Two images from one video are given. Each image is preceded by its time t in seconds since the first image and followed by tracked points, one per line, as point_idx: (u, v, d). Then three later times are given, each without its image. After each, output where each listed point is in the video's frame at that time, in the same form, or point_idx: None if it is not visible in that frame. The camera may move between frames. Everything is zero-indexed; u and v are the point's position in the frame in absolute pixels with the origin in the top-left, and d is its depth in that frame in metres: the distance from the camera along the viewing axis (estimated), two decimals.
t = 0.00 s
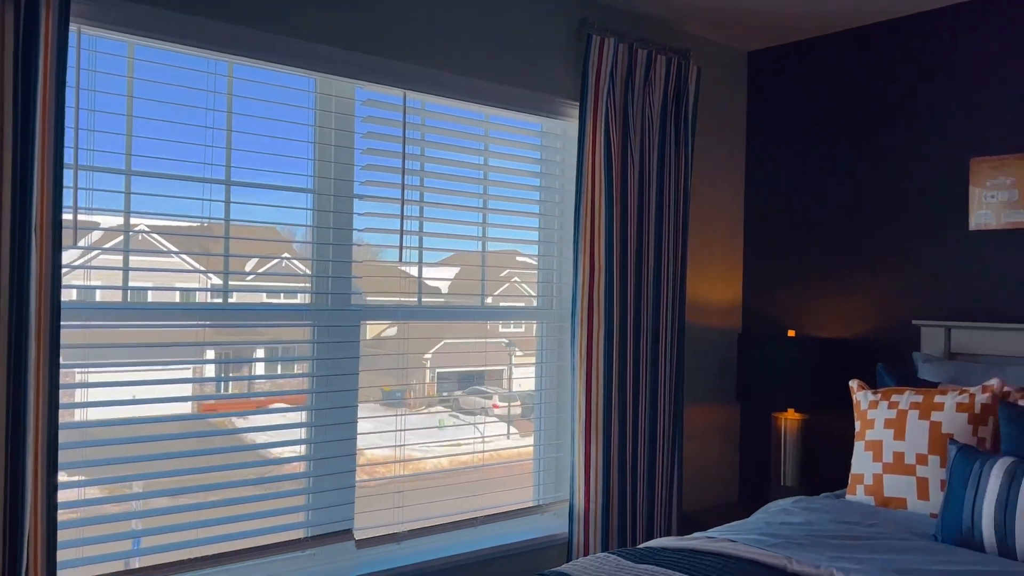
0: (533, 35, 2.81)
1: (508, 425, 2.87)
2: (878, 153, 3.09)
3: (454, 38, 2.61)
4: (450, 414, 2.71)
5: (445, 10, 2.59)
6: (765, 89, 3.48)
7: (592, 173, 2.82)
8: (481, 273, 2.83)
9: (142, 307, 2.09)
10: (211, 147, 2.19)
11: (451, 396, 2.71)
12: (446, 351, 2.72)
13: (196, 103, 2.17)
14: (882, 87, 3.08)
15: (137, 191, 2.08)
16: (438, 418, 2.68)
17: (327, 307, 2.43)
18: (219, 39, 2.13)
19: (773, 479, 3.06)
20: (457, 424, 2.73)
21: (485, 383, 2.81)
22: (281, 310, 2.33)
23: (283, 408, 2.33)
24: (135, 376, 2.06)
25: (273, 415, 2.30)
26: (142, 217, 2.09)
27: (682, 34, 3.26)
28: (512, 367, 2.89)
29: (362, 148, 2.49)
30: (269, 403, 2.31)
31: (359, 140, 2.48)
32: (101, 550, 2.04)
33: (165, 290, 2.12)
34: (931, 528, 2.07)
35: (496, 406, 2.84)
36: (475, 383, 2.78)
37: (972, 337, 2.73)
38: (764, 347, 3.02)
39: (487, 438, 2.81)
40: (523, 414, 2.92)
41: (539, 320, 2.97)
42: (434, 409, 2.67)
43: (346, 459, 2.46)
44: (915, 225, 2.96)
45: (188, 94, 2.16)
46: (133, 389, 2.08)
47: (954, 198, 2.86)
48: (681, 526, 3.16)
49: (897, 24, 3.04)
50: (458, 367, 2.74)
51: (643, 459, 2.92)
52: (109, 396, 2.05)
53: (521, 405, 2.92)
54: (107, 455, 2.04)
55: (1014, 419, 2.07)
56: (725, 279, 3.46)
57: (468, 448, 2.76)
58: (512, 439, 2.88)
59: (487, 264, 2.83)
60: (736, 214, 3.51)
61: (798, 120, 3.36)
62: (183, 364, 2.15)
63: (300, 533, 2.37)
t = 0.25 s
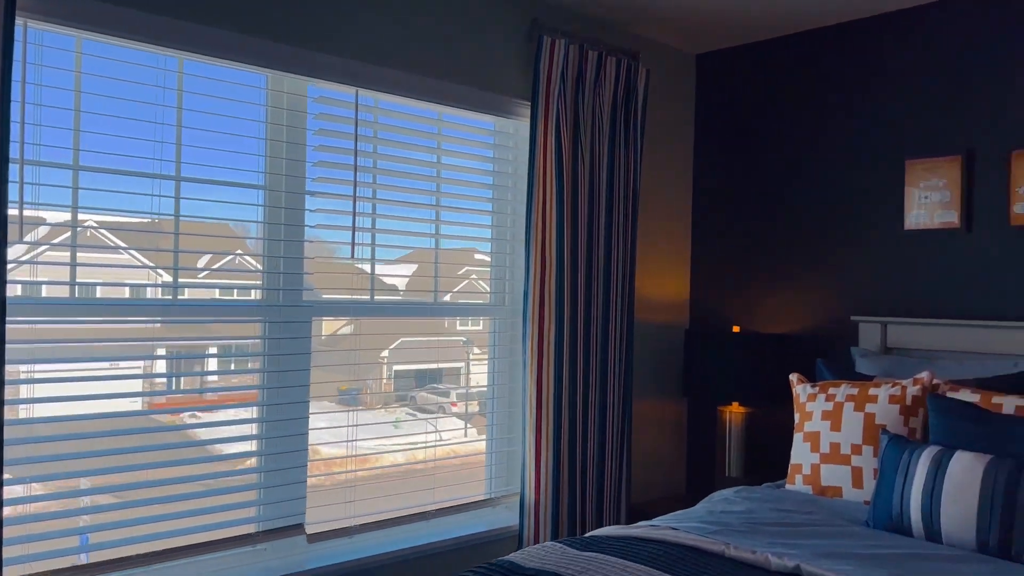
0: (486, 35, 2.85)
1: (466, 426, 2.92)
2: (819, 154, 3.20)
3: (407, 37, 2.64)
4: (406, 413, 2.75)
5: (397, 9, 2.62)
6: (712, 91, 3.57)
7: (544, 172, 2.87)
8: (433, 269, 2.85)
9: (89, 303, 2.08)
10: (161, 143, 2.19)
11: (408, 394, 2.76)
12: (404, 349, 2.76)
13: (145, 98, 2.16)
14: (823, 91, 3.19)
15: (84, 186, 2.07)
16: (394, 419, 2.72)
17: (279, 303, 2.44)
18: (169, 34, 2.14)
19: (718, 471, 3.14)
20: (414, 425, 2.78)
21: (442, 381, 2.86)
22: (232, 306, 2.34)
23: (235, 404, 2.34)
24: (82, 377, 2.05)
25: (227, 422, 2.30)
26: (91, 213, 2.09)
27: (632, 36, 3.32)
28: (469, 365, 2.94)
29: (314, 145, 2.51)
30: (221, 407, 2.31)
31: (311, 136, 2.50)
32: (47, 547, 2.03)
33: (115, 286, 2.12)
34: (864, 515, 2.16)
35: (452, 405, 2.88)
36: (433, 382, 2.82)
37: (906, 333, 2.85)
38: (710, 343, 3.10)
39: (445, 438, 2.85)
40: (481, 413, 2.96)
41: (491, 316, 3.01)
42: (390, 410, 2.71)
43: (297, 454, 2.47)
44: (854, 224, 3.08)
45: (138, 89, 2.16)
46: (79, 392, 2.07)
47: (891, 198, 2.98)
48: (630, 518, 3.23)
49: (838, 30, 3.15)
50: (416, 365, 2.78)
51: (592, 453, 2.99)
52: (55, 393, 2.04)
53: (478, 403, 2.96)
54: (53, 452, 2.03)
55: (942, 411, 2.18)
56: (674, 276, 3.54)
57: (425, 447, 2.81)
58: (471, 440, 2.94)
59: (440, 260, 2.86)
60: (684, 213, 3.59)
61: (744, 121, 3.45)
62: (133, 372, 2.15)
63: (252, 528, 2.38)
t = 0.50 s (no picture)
0: (430, 35, 2.89)
1: (408, 422, 2.95)
2: (751, 155, 3.33)
3: (351, 35, 2.67)
4: (349, 413, 2.78)
5: (342, 7, 2.65)
6: (650, 92, 3.67)
7: (487, 170, 2.93)
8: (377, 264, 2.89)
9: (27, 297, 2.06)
10: (102, 136, 2.19)
11: (350, 393, 2.78)
12: (347, 347, 2.78)
13: (86, 92, 2.15)
14: (755, 94, 3.32)
15: (23, 179, 2.05)
16: (336, 418, 2.74)
17: (222, 297, 2.45)
18: (111, 28, 2.13)
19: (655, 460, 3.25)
20: (357, 422, 2.81)
21: (387, 380, 2.89)
22: (174, 300, 2.34)
23: (178, 398, 2.34)
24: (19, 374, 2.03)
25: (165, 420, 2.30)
26: (29, 206, 2.07)
27: (573, 38, 3.40)
28: (413, 363, 2.98)
29: (258, 140, 2.52)
30: (159, 404, 2.30)
31: (255, 132, 2.51)
32: None
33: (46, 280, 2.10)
34: (790, 498, 2.28)
35: (395, 403, 2.91)
36: (376, 380, 2.86)
37: (832, 326, 2.99)
38: (647, 337, 3.21)
39: (387, 436, 2.88)
40: (423, 411, 3.00)
41: (435, 311, 3.05)
42: (332, 409, 2.73)
43: (241, 448, 2.49)
44: (784, 222, 3.21)
45: (78, 82, 2.15)
46: (13, 389, 2.05)
47: (818, 198, 3.12)
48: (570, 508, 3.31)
49: (769, 36, 3.28)
50: (359, 364, 2.81)
51: (534, 445, 3.06)
52: None
53: (421, 401, 3.00)
54: None
55: (862, 398, 2.30)
56: (614, 272, 3.64)
57: (368, 446, 2.83)
58: (414, 436, 2.97)
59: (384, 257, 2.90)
60: (623, 211, 3.69)
61: (680, 122, 3.56)
62: (64, 370, 2.13)
63: (195, 521, 2.38)
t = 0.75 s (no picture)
0: (386, 41, 2.92)
1: (362, 425, 2.97)
2: (700, 161, 3.42)
3: (308, 41, 2.69)
4: (302, 416, 2.78)
5: (299, 12, 2.66)
6: (603, 99, 3.75)
7: (444, 174, 2.97)
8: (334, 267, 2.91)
9: None
10: (56, 140, 2.17)
11: (302, 396, 2.79)
12: (298, 349, 2.78)
13: (40, 95, 2.14)
14: (704, 102, 3.42)
15: None
16: (289, 421, 2.74)
17: (179, 300, 2.45)
18: (65, 31, 2.12)
19: (608, 459, 3.33)
20: (309, 424, 2.81)
21: (341, 383, 2.90)
22: (129, 304, 2.33)
23: (133, 401, 2.34)
24: None
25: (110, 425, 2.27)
26: None
27: (527, 45, 3.46)
28: (368, 366, 3.00)
29: (216, 144, 2.53)
30: (105, 408, 2.27)
31: (212, 136, 2.51)
32: None
33: None
34: (737, 493, 2.37)
35: (350, 405, 2.93)
36: (330, 383, 2.87)
37: (777, 327, 3.10)
38: (601, 339, 3.28)
39: (340, 439, 2.89)
40: (380, 414, 3.03)
41: (392, 314, 3.08)
42: (285, 412, 2.73)
43: (197, 451, 2.49)
44: (731, 227, 3.32)
45: (32, 85, 2.13)
46: None
47: (764, 204, 3.23)
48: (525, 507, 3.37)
49: (717, 46, 3.38)
50: (311, 366, 2.81)
51: (489, 445, 3.11)
52: None
53: (375, 404, 3.02)
54: None
55: (804, 397, 2.40)
56: (568, 275, 3.71)
57: (323, 450, 2.85)
58: (368, 438, 2.99)
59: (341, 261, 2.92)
60: (577, 215, 3.76)
61: (632, 129, 3.64)
62: (6, 374, 2.09)
63: (152, 524, 2.38)
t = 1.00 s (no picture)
0: (345, 51, 2.96)
1: (315, 430, 2.96)
2: (654, 171, 3.52)
3: (267, 50, 2.72)
4: (253, 423, 2.77)
5: (259, 22, 2.69)
6: (558, 108, 3.83)
7: (403, 183, 3.02)
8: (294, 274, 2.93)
9: None
10: (14, 148, 2.17)
11: (253, 402, 2.76)
12: (246, 355, 2.76)
13: None
14: (657, 113, 3.52)
15: None
16: (239, 428, 2.72)
17: (138, 308, 2.45)
18: (23, 40, 2.13)
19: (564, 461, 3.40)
20: (260, 432, 2.79)
21: (292, 388, 2.89)
22: (88, 312, 2.33)
23: (93, 409, 2.34)
24: None
25: (50, 435, 2.23)
26: None
27: (485, 56, 3.52)
28: (320, 371, 2.99)
29: (176, 153, 2.54)
30: (45, 418, 2.23)
31: (171, 144, 2.53)
32: None
33: None
34: (689, 493, 2.46)
35: (303, 411, 2.93)
36: (280, 389, 2.85)
37: (727, 331, 3.21)
38: (557, 344, 3.35)
39: (292, 445, 2.89)
40: (340, 419, 3.06)
41: (351, 320, 3.11)
42: (234, 419, 2.71)
43: (157, 458, 2.49)
44: (683, 235, 3.42)
45: None
46: None
47: (714, 212, 3.34)
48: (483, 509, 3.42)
49: (669, 59, 3.48)
50: (260, 371, 2.79)
51: (448, 449, 3.16)
52: None
53: (328, 409, 3.02)
54: None
55: (753, 400, 2.50)
56: (525, 281, 3.77)
57: (275, 456, 2.84)
58: (320, 445, 2.98)
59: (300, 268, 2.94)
60: (534, 222, 3.83)
61: (587, 138, 3.73)
62: None
63: (111, 532, 2.38)
